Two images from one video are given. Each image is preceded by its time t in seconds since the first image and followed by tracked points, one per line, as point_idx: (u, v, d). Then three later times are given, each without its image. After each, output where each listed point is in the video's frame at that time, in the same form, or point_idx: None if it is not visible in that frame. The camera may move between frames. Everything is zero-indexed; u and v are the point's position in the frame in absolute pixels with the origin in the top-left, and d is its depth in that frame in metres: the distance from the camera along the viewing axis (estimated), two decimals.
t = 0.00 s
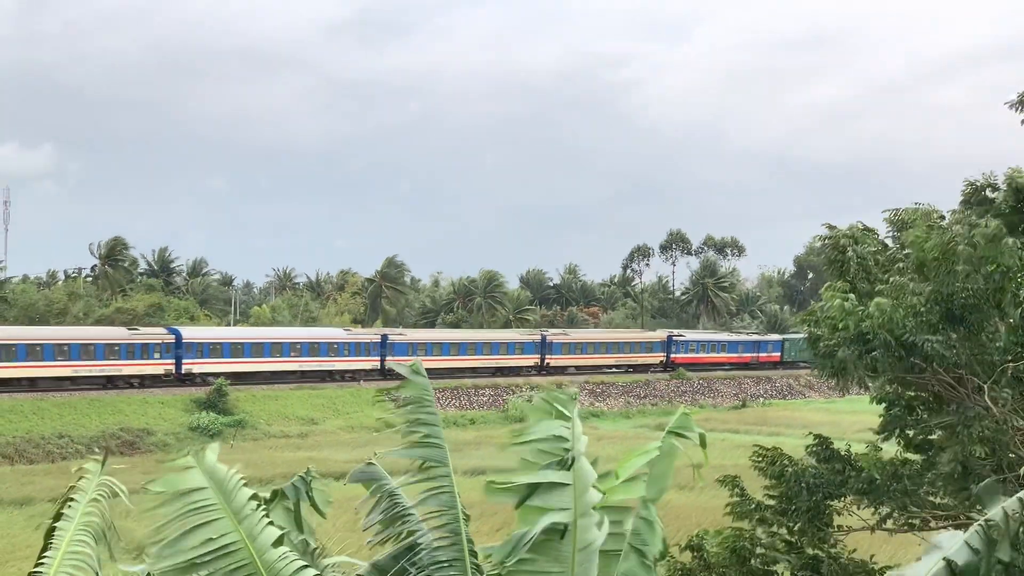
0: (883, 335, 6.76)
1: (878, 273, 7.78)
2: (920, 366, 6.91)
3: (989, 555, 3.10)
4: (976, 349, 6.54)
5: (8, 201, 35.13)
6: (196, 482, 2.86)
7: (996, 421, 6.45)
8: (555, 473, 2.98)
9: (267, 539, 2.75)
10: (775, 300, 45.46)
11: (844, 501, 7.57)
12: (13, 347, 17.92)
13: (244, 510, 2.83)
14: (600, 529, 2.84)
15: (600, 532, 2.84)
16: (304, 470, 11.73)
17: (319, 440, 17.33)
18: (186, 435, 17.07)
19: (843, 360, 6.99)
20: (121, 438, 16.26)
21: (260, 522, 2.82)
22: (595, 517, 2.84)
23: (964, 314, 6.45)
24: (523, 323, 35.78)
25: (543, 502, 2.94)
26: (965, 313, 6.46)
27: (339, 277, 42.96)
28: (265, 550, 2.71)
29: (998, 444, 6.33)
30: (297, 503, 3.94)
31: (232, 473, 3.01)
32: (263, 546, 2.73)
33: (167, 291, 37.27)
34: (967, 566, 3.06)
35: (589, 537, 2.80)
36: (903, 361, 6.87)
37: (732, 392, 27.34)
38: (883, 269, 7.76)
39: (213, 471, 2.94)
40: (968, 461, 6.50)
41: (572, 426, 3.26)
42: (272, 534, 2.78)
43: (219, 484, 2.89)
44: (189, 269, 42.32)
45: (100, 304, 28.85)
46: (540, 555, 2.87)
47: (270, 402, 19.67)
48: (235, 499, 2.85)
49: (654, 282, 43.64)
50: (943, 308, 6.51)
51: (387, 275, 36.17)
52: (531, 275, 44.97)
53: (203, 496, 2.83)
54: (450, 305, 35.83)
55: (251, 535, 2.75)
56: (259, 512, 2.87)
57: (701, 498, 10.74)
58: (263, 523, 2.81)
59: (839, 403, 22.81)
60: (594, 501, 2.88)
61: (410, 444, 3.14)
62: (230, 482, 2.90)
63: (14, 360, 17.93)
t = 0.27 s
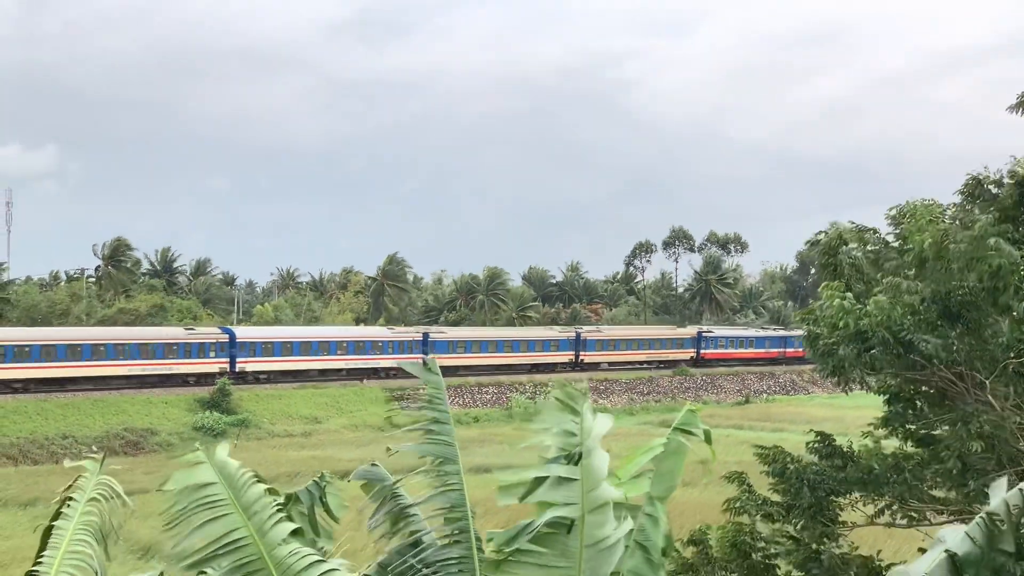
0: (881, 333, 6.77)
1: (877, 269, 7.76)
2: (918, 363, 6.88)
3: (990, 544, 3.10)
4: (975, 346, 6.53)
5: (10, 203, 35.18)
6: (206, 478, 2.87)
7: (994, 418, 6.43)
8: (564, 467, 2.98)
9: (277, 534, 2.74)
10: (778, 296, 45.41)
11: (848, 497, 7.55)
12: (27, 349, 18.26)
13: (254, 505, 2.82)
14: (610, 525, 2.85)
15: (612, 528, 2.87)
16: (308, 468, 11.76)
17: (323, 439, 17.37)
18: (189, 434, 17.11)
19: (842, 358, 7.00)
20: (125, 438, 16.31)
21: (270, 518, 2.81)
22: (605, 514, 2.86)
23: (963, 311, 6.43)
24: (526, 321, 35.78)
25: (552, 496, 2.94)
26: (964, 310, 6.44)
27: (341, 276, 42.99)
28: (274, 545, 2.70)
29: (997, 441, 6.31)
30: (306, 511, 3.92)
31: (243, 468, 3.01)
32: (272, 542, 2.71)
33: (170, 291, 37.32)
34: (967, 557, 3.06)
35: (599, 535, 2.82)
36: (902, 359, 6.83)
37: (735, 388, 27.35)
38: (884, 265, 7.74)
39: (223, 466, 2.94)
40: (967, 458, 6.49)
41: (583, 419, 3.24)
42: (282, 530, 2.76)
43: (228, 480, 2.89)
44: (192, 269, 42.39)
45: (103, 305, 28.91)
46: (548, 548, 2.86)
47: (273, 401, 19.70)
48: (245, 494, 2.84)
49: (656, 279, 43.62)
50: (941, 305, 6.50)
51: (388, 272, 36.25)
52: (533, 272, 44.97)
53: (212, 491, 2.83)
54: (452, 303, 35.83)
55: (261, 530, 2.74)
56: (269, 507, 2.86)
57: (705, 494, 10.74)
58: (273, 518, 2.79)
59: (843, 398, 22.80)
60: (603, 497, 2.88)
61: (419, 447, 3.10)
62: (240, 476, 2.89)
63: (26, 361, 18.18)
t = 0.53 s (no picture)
0: (878, 332, 6.76)
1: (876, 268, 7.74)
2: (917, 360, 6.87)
3: (988, 534, 3.08)
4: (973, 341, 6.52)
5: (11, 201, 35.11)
6: (219, 469, 2.84)
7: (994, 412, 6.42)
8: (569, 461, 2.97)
9: (290, 527, 2.75)
10: (780, 291, 45.41)
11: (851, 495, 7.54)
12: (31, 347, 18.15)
13: (268, 497, 2.81)
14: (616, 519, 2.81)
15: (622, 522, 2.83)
16: (312, 466, 11.78)
17: (326, 437, 17.41)
18: (193, 433, 17.15)
19: (841, 358, 7.00)
20: (129, 438, 16.34)
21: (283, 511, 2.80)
22: (610, 508, 2.82)
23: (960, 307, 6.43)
24: (529, 318, 35.80)
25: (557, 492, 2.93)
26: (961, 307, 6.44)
27: (343, 273, 43.01)
28: (286, 538, 2.72)
29: (997, 436, 6.29)
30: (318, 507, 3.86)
31: (258, 458, 2.98)
32: (284, 537, 2.72)
33: (172, 290, 37.32)
34: (965, 546, 3.04)
35: (604, 530, 2.79)
36: (901, 356, 6.81)
37: (738, 384, 27.37)
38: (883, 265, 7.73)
39: (238, 457, 2.90)
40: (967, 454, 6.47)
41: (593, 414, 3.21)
42: (295, 522, 2.77)
43: (243, 470, 2.86)
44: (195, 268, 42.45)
45: (106, 304, 28.95)
46: (553, 544, 2.86)
47: (277, 399, 19.72)
48: (259, 486, 2.82)
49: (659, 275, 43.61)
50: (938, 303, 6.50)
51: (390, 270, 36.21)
52: (536, 269, 44.95)
53: (226, 483, 2.81)
54: (454, 300, 35.83)
55: (274, 523, 2.74)
56: (283, 498, 2.85)
57: (708, 490, 10.74)
58: (287, 510, 2.80)
59: (846, 394, 22.81)
60: (607, 492, 2.85)
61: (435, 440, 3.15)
62: (254, 468, 2.86)
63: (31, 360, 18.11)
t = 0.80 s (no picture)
0: (880, 326, 6.72)
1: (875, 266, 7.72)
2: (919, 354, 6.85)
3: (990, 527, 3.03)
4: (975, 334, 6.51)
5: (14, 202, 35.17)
6: (230, 464, 2.83)
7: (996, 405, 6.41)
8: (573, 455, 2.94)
9: (299, 522, 2.75)
10: (784, 287, 45.35)
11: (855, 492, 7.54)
12: (67, 346, 19.00)
13: (277, 493, 2.80)
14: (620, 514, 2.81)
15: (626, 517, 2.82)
16: (316, 464, 11.81)
17: (330, 435, 17.44)
18: (198, 431, 17.19)
19: (844, 355, 6.94)
20: (133, 436, 16.39)
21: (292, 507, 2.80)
22: (615, 503, 2.81)
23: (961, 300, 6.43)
24: (533, 315, 35.84)
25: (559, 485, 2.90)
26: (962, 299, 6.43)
27: (346, 271, 43.05)
28: (294, 534, 2.72)
29: (1001, 428, 6.25)
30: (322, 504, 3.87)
31: (268, 453, 2.97)
32: (293, 533, 2.72)
33: (175, 289, 37.40)
34: (970, 542, 2.98)
35: (608, 525, 2.78)
36: (904, 351, 6.78)
37: (742, 380, 27.34)
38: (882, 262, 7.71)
39: (250, 452, 2.89)
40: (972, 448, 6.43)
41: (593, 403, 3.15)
42: (304, 518, 2.77)
43: (254, 465, 2.86)
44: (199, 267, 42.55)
45: (109, 304, 29.02)
46: (556, 538, 2.83)
47: (281, 398, 19.75)
48: (269, 481, 2.82)
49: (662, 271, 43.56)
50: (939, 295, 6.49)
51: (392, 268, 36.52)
52: (538, 266, 44.94)
53: (237, 478, 2.81)
54: (457, 298, 35.84)
55: (282, 519, 2.74)
56: (293, 494, 2.86)
57: (712, 486, 10.72)
58: (296, 506, 2.80)
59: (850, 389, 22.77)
60: (613, 486, 2.83)
61: (442, 444, 3.19)
62: (264, 463, 2.86)
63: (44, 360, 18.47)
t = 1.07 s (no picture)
0: (885, 315, 6.56)
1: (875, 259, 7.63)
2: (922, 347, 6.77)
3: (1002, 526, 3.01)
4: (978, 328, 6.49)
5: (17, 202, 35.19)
6: (232, 464, 2.83)
7: (999, 399, 6.40)
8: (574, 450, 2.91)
9: (304, 521, 2.76)
10: (787, 284, 45.28)
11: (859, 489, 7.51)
12: (130, 345, 19.94)
13: (281, 491, 2.81)
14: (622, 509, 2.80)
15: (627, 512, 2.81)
16: (321, 463, 11.81)
17: (333, 434, 17.44)
18: (202, 431, 17.22)
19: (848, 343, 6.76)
20: (137, 436, 16.42)
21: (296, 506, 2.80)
22: (616, 499, 2.80)
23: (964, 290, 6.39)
24: (536, 313, 35.83)
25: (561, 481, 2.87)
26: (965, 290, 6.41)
27: (349, 270, 43.04)
28: (298, 534, 2.73)
29: (1006, 421, 6.30)
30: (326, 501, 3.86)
31: (270, 453, 2.97)
32: (298, 531, 2.73)
33: (179, 290, 37.45)
34: (981, 542, 2.97)
35: (609, 522, 2.77)
36: (907, 343, 6.68)
37: (746, 377, 27.30)
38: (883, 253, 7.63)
39: (251, 452, 2.89)
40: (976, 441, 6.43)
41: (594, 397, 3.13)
42: (307, 517, 2.78)
43: (256, 465, 2.85)
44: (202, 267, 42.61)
45: (113, 304, 29.08)
46: (559, 535, 2.81)
47: (284, 397, 19.76)
48: (271, 481, 2.82)
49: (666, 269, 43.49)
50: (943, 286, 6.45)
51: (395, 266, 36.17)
52: (541, 265, 44.89)
53: (240, 478, 2.81)
54: (460, 296, 35.79)
55: (286, 519, 2.74)
56: (297, 492, 2.86)
57: (716, 484, 10.71)
58: (300, 504, 2.80)
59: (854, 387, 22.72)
60: (613, 482, 2.81)
61: (454, 443, 3.21)
62: (267, 463, 2.86)
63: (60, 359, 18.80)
